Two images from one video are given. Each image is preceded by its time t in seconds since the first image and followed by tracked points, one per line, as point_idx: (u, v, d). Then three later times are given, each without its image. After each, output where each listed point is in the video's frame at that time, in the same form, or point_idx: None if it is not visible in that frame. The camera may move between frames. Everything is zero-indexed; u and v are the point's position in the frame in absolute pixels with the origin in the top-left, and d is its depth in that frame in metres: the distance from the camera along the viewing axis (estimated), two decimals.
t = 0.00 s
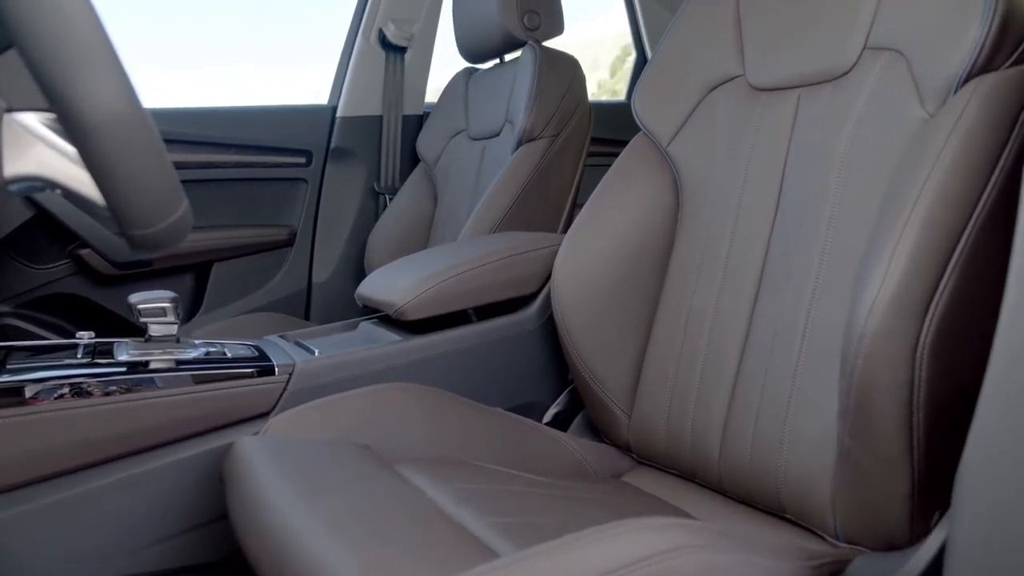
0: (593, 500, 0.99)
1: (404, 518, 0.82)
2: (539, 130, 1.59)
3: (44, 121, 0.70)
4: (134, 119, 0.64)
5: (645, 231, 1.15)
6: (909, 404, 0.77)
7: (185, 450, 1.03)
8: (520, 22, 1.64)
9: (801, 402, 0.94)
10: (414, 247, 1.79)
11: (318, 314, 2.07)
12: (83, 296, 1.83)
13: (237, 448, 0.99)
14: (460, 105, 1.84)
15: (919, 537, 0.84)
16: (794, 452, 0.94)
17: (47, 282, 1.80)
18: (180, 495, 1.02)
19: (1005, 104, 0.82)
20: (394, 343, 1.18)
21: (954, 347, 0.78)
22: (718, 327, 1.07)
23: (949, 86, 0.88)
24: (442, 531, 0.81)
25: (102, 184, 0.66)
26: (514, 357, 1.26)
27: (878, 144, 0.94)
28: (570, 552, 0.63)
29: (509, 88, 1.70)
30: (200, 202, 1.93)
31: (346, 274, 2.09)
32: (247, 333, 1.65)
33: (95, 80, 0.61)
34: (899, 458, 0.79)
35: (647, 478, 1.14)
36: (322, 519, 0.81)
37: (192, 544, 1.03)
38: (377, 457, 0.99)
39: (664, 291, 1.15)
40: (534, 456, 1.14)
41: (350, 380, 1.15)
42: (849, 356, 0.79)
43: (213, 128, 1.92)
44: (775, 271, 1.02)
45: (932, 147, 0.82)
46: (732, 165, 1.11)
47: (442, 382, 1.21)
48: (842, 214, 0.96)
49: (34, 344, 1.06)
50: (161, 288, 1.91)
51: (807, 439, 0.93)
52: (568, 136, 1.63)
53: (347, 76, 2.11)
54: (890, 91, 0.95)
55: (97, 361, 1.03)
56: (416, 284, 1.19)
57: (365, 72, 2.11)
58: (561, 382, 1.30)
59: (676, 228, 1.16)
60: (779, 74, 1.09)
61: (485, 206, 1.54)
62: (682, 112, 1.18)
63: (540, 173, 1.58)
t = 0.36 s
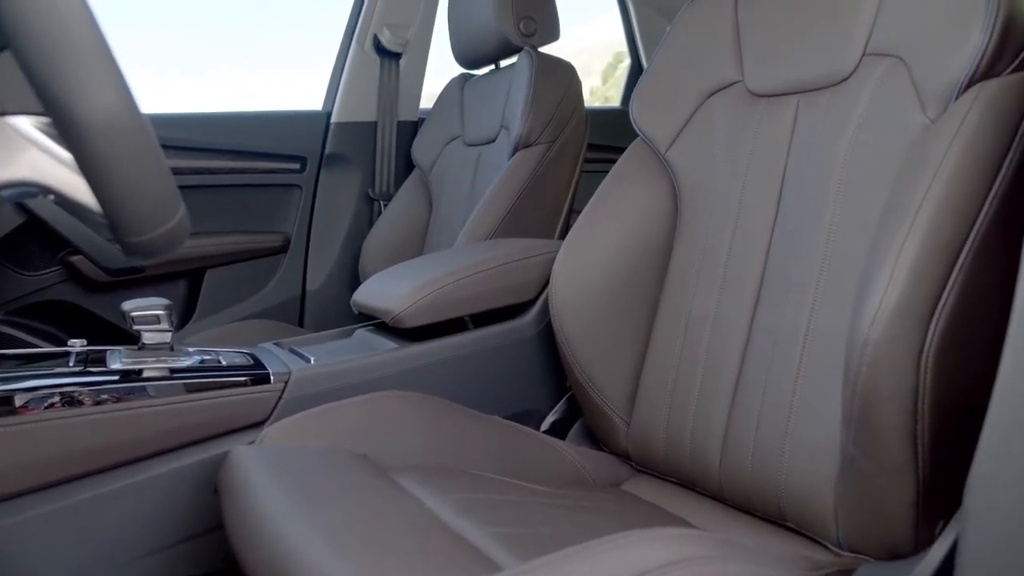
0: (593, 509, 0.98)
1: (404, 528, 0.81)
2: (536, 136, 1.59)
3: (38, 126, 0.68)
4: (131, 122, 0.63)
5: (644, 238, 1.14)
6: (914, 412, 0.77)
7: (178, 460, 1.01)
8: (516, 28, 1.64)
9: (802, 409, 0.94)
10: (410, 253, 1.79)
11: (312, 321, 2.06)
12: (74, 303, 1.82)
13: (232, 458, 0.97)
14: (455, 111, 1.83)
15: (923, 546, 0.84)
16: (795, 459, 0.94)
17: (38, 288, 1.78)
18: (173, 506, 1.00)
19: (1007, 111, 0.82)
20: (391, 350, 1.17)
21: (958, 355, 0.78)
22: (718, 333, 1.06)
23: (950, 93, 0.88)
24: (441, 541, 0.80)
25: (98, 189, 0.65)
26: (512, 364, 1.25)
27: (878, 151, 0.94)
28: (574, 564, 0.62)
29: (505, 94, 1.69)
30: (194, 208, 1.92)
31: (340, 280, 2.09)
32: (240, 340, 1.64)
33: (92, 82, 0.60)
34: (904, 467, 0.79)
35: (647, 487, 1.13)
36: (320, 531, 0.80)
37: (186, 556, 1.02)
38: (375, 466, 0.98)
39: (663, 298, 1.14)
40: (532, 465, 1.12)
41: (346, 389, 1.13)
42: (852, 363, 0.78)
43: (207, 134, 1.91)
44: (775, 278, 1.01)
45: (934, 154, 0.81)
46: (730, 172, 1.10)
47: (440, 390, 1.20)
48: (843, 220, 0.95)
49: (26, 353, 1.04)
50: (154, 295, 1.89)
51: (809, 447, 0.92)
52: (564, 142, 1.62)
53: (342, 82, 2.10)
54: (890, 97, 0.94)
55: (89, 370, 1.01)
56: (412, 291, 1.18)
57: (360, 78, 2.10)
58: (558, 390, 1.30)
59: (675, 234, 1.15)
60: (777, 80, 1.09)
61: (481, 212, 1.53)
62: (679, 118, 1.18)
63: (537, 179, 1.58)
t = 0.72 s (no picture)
0: (593, 519, 0.97)
1: (403, 541, 0.80)
2: (531, 143, 1.58)
3: (30, 129, 0.67)
4: (129, 127, 0.62)
5: (642, 245, 1.14)
6: (918, 420, 0.76)
7: (171, 471, 0.99)
8: (512, 34, 1.63)
9: (804, 418, 0.93)
10: (404, 261, 1.77)
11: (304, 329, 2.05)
12: (64, 311, 1.80)
13: (226, 469, 0.96)
14: (450, 117, 1.82)
15: (927, 556, 0.83)
16: (797, 468, 0.93)
17: (28, 295, 1.76)
18: (167, 518, 0.98)
19: (1008, 119, 0.82)
20: (387, 359, 1.16)
21: (962, 364, 0.78)
22: (717, 341, 1.05)
23: (950, 100, 0.88)
24: (441, 553, 0.78)
25: (94, 196, 0.64)
26: (508, 373, 1.24)
27: (879, 158, 0.93)
28: None
29: (500, 100, 1.68)
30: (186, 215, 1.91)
31: (333, 288, 2.07)
32: (233, 348, 1.62)
33: (89, 86, 0.59)
34: (909, 476, 0.78)
35: (646, 496, 1.12)
36: (318, 544, 0.78)
37: (179, 568, 1.00)
38: (372, 477, 0.96)
39: (662, 306, 1.13)
40: (530, 474, 1.11)
41: (342, 399, 1.12)
42: (856, 372, 0.78)
43: (198, 140, 1.89)
44: (775, 285, 1.00)
45: (936, 162, 0.81)
46: (728, 179, 1.10)
47: (436, 399, 1.19)
48: (844, 227, 0.95)
49: (16, 361, 1.02)
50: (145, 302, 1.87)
51: (811, 456, 0.92)
52: (560, 149, 1.61)
53: (335, 88, 2.09)
54: (890, 105, 0.94)
55: (80, 380, 1.00)
56: (409, 299, 1.16)
57: (354, 84, 2.09)
58: (555, 398, 1.29)
59: (672, 241, 1.15)
60: (775, 87, 1.08)
61: (477, 220, 1.52)
62: (677, 124, 1.17)
63: (532, 186, 1.57)
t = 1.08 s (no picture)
0: (592, 529, 0.96)
1: (402, 553, 0.78)
2: (526, 149, 1.57)
3: (20, 134, 0.65)
4: (125, 131, 0.60)
5: (639, 252, 1.13)
6: (921, 428, 0.76)
7: (163, 482, 0.98)
8: (506, 40, 1.63)
9: (803, 426, 0.92)
10: (397, 268, 1.76)
11: (296, 337, 2.03)
12: (54, 318, 1.78)
13: (219, 479, 0.94)
14: (443, 124, 1.82)
15: (929, 565, 0.82)
16: (797, 477, 0.92)
17: (17, 303, 1.74)
18: (159, 529, 0.97)
19: (1009, 125, 0.81)
20: (381, 367, 1.14)
21: (963, 371, 0.77)
22: (715, 348, 1.04)
23: (950, 106, 0.87)
24: (441, 565, 0.77)
25: (88, 202, 0.62)
26: (505, 380, 1.23)
27: (877, 164, 0.93)
28: None
29: (494, 107, 1.68)
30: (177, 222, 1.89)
31: (325, 296, 2.06)
32: (225, 356, 1.60)
33: (84, 90, 0.57)
34: (910, 485, 0.78)
35: (644, 505, 1.11)
36: (315, 556, 0.77)
37: None
38: (367, 487, 0.95)
39: (658, 313, 1.13)
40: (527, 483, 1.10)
41: (337, 408, 1.11)
42: (859, 380, 0.77)
43: (191, 146, 1.88)
44: (773, 293, 1.00)
45: (937, 169, 0.81)
46: (725, 185, 1.09)
47: (431, 408, 1.17)
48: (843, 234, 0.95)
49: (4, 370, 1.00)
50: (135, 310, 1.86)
51: (811, 465, 0.91)
52: (555, 156, 1.61)
53: (328, 94, 2.08)
54: (889, 111, 0.94)
55: (70, 389, 0.98)
56: (403, 306, 1.15)
57: (346, 90, 2.08)
58: (551, 406, 1.28)
59: (669, 248, 1.14)
60: (771, 93, 1.08)
61: (471, 226, 1.52)
62: (673, 130, 1.16)
63: (527, 193, 1.56)
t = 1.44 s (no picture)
0: (589, 540, 0.95)
1: (397, 565, 0.77)
2: (519, 156, 1.57)
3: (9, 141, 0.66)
4: (117, 134, 0.59)
5: (635, 260, 1.12)
6: (923, 437, 0.76)
7: (153, 493, 0.96)
8: (498, 47, 1.62)
9: (803, 435, 0.92)
10: (389, 276, 1.75)
11: (286, 345, 2.01)
12: (41, 327, 1.75)
13: (211, 491, 0.92)
14: (435, 131, 1.81)
15: None
16: (796, 486, 0.92)
17: (3, 311, 1.72)
18: (150, 542, 0.95)
19: (1008, 133, 0.81)
20: (375, 377, 1.13)
21: (965, 379, 0.77)
22: (712, 357, 1.04)
23: (949, 113, 0.87)
24: None
25: (79, 208, 0.61)
26: (499, 389, 1.22)
27: (875, 172, 0.93)
28: None
29: (487, 114, 1.67)
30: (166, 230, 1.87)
31: (316, 304, 2.04)
32: (215, 365, 1.59)
33: (74, 92, 0.56)
34: (913, 494, 0.77)
35: (640, 515, 1.10)
36: (308, 568, 0.75)
37: None
38: (362, 498, 0.94)
39: (655, 322, 1.12)
40: (523, 494, 1.09)
41: (330, 418, 1.09)
42: (860, 389, 0.77)
43: (180, 153, 1.87)
44: (771, 301, 0.99)
45: (937, 176, 0.80)
46: (721, 193, 1.09)
47: (426, 417, 1.16)
48: (841, 242, 0.94)
49: None
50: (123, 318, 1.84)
51: (811, 474, 0.90)
52: (548, 163, 1.60)
53: (320, 101, 2.07)
54: (887, 118, 0.94)
55: (58, 399, 0.96)
56: (398, 315, 1.14)
57: (338, 97, 2.07)
58: (547, 415, 1.27)
59: (665, 256, 1.13)
60: (768, 100, 1.08)
61: (464, 234, 1.51)
62: (669, 138, 1.16)
63: (520, 200, 1.56)
